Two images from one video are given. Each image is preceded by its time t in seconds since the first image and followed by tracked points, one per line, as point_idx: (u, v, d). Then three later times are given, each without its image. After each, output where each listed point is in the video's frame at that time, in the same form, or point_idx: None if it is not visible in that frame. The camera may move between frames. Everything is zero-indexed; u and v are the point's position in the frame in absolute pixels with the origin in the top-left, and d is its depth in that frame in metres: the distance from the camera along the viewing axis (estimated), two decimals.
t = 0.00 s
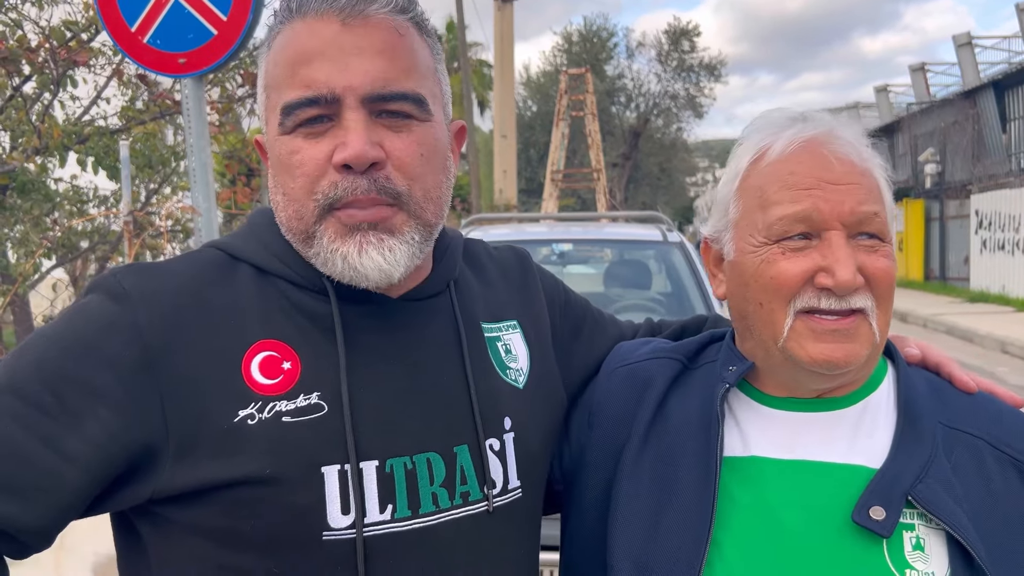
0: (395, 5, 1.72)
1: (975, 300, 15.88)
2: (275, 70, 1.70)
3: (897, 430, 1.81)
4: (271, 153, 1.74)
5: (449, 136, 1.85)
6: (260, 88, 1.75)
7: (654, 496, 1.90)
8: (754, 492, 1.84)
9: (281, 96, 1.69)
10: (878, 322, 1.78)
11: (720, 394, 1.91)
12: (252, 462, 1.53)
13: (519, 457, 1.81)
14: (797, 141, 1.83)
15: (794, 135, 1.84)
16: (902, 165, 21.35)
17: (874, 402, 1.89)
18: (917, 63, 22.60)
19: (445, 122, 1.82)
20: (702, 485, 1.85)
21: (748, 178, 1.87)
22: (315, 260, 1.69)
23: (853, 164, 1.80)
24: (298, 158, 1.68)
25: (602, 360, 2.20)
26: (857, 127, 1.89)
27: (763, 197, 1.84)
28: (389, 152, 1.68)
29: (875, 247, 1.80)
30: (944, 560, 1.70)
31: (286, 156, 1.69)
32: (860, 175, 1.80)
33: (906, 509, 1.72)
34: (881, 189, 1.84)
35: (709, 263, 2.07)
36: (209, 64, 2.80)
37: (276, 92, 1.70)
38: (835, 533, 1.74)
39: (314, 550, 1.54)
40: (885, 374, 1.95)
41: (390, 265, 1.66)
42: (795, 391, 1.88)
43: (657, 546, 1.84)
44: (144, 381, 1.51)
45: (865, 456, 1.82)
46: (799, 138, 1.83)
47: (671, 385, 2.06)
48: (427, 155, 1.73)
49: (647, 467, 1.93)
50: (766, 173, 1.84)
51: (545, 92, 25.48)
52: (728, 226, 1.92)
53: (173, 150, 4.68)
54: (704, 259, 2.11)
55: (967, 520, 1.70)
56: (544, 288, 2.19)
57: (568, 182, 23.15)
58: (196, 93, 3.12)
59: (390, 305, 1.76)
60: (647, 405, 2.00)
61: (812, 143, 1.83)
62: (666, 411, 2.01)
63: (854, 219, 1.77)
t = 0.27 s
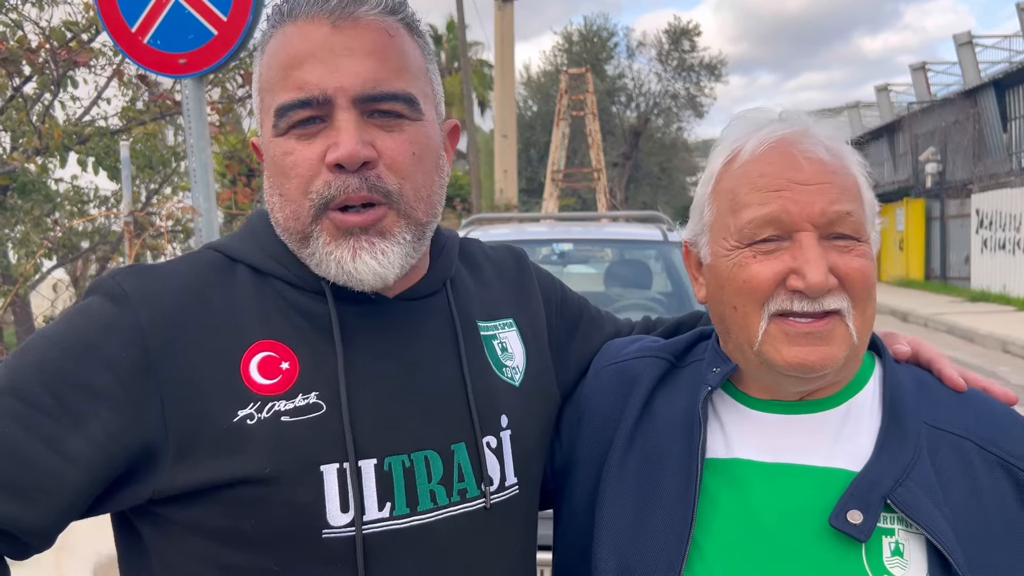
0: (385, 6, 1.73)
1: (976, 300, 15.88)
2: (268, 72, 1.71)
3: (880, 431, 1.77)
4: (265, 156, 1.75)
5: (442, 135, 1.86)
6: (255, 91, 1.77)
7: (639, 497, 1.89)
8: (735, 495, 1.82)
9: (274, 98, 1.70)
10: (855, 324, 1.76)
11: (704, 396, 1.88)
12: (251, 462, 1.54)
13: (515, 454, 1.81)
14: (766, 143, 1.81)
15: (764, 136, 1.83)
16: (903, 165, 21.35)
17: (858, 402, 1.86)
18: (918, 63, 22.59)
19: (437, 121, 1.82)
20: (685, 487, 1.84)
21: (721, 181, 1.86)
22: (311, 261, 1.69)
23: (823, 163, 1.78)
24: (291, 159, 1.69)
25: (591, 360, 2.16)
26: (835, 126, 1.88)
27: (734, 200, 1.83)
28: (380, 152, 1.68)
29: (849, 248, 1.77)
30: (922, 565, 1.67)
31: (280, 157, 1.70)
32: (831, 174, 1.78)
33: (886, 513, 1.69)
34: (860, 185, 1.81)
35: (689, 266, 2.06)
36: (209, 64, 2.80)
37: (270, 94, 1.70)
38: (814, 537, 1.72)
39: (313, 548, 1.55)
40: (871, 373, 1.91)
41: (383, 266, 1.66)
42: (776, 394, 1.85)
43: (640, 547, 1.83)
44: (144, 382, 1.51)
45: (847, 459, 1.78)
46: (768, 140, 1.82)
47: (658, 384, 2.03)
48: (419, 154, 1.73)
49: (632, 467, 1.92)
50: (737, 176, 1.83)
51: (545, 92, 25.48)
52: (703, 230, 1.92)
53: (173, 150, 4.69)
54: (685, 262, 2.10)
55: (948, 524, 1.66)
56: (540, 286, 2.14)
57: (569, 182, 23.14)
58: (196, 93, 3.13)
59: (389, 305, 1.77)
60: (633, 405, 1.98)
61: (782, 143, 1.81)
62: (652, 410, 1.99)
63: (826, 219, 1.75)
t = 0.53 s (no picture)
0: (376, 9, 1.70)
1: (977, 299, 15.87)
2: (257, 77, 1.68)
3: (878, 430, 1.75)
4: (256, 160, 1.73)
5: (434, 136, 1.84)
6: (244, 94, 1.75)
7: (637, 496, 1.85)
8: (731, 494, 1.79)
9: (264, 104, 1.68)
10: (845, 325, 1.73)
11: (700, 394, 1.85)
12: (244, 463, 1.53)
13: (512, 454, 1.79)
14: (756, 144, 1.79)
15: (754, 137, 1.80)
16: (905, 164, 21.32)
17: (857, 401, 1.83)
18: (920, 62, 22.56)
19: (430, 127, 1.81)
20: (682, 487, 1.79)
21: (712, 181, 1.84)
22: (304, 267, 1.69)
23: (811, 164, 1.75)
24: (282, 166, 1.67)
25: (592, 359, 2.12)
26: (831, 123, 1.85)
27: (722, 201, 1.81)
28: (374, 157, 1.67)
29: (837, 248, 1.74)
30: (918, 567, 1.63)
31: (271, 163, 1.69)
32: (818, 174, 1.74)
33: (881, 512, 1.66)
34: (854, 185, 1.79)
35: (688, 266, 2.05)
36: (210, 63, 2.80)
37: (260, 100, 1.69)
38: (809, 536, 1.69)
39: (306, 550, 1.54)
40: (870, 371, 1.89)
41: (378, 272, 1.66)
42: (771, 393, 1.82)
43: (638, 548, 1.80)
44: (138, 384, 1.50)
45: (845, 460, 1.75)
46: (758, 141, 1.79)
47: (658, 382, 1.99)
48: (413, 160, 1.73)
49: (631, 466, 1.89)
50: (726, 177, 1.81)
51: (546, 91, 25.47)
52: (697, 230, 1.90)
53: (175, 150, 4.68)
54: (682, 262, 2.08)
55: (945, 524, 1.64)
56: (538, 285, 2.12)
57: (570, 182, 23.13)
58: (197, 92, 3.12)
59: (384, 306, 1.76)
60: (631, 403, 1.95)
61: (771, 144, 1.78)
62: (652, 408, 1.95)
63: (811, 221, 1.72)
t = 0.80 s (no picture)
0: None
1: (980, 300, 15.83)
2: (242, 84, 1.66)
3: (885, 430, 1.74)
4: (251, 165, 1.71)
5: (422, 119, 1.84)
6: (229, 105, 1.72)
7: (641, 497, 1.84)
8: (737, 494, 1.78)
9: (254, 109, 1.66)
10: (845, 326, 1.72)
11: (705, 395, 1.84)
12: (241, 462, 1.52)
13: (512, 453, 1.77)
14: (756, 145, 1.78)
15: (753, 140, 1.79)
16: (908, 164, 21.29)
17: (863, 402, 1.82)
18: (923, 62, 22.51)
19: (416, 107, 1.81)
20: (686, 488, 1.78)
21: (713, 182, 1.83)
22: (313, 267, 1.67)
23: (811, 164, 1.73)
24: (281, 169, 1.66)
25: (595, 357, 2.11)
26: (836, 121, 1.83)
27: (723, 201, 1.80)
28: (370, 145, 1.67)
29: (837, 249, 1.73)
30: (926, 568, 1.63)
31: (268, 167, 1.67)
32: (819, 175, 1.73)
33: (889, 514, 1.65)
34: (861, 185, 1.78)
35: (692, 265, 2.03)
36: (213, 62, 2.81)
37: (251, 104, 1.67)
38: (816, 537, 1.68)
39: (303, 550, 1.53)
40: (875, 371, 1.88)
41: (390, 257, 1.66)
42: (774, 394, 1.81)
43: (642, 549, 1.79)
44: (136, 383, 1.49)
45: (852, 460, 1.74)
46: (758, 142, 1.78)
47: (662, 382, 1.97)
48: (408, 143, 1.73)
49: (635, 467, 1.88)
50: (727, 177, 1.80)
51: (549, 90, 25.47)
52: (699, 231, 1.89)
53: (177, 148, 4.67)
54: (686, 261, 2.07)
55: (953, 526, 1.63)
56: (539, 285, 2.09)
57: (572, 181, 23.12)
58: (200, 90, 3.12)
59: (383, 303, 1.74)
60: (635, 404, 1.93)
61: (769, 145, 1.77)
62: (655, 409, 1.94)
63: (809, 221, 1.71)
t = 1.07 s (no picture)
0: None
1: (983, 299, 15.79)
2: (256, 70, 1.66)
3: (888, 429, 1.73)
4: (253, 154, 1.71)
5: (435, 128, 1.83)
6: (242, 87, 1.72)
7: (643, 496, 1.84)
8: (741, 493, 1.77)
9: (263, 96, 1.66)
10: (849, 324, 1.71)
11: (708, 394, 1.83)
12: (238, 461, 1.51)
13: (510, 451, 1.77)
14: (760, 141, 1.77)
15: (759, 133, 1.79)
16: (911, 163, 21.25)
17: (865, 400, 1.82)
18: (927, 61, 22.47)
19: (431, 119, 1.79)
20: (690, 487, 1.78)
21: (716, 179, 1.83)
22: (305, 263, 1.67)
23: (814, 161, 1.73)
24: (283, 159, 1.65)
25: (596, 355, 2.11)
26: (839, 118, 1.83)
27: (726, 199, 1.80)
28: (376, 149, 1.66)
29: (840, 247, 1.72)
30: (932, 566, 1.63)
31: (270, 156, 1.67)
32: (821, 172, 1.72)
33: (894, 512, 1.65)
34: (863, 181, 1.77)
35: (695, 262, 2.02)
36: (216, 59, 2.81)
37: (258, 93, 1.67)
38: (821, 536, 1.68)
39: (301, 549, 1.52)
40: (878, 370, 1.87)
41: (381, 267, 1.64)
42: (776, 391, 1.81)
43: (645, 548, 1.78)
44: (132, 381, 1.49)
45: (856, 459, 1.74)
46: (763, 137, 1.78)
47: (664, 381, 1.97)
48: (415, 152, 1.71)
49: (637, 466, 1.87)
50: (731, 173, 1.79)
51: (552, 89, 25.46)
52: (702, 228, 1.89)
53: (180, 146, 4.68)
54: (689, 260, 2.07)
55: (957, 524, 1.63)
56: (538, 282, 2.09)
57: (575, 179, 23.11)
58: (203, 88, 3.12)
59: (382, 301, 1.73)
60: (637, 403, 1.93)
61: (775, 141, 1.77)
62: (657, 408, 1.93)
63: (812, 219, 1.71)
